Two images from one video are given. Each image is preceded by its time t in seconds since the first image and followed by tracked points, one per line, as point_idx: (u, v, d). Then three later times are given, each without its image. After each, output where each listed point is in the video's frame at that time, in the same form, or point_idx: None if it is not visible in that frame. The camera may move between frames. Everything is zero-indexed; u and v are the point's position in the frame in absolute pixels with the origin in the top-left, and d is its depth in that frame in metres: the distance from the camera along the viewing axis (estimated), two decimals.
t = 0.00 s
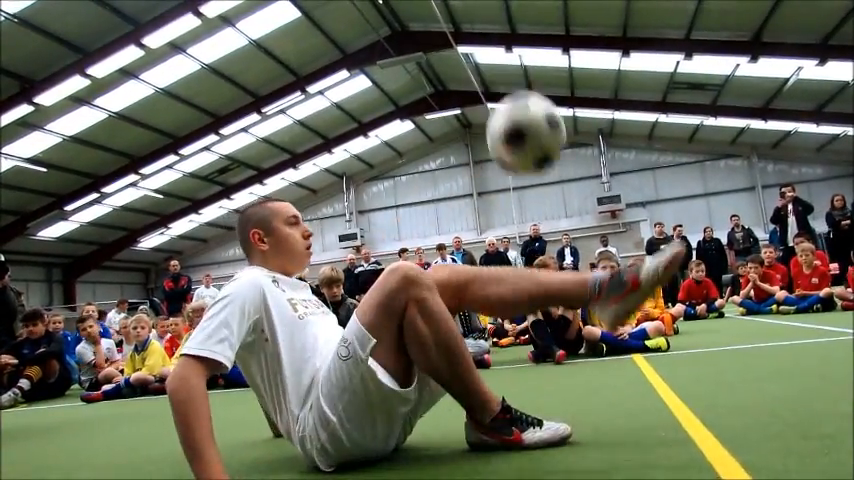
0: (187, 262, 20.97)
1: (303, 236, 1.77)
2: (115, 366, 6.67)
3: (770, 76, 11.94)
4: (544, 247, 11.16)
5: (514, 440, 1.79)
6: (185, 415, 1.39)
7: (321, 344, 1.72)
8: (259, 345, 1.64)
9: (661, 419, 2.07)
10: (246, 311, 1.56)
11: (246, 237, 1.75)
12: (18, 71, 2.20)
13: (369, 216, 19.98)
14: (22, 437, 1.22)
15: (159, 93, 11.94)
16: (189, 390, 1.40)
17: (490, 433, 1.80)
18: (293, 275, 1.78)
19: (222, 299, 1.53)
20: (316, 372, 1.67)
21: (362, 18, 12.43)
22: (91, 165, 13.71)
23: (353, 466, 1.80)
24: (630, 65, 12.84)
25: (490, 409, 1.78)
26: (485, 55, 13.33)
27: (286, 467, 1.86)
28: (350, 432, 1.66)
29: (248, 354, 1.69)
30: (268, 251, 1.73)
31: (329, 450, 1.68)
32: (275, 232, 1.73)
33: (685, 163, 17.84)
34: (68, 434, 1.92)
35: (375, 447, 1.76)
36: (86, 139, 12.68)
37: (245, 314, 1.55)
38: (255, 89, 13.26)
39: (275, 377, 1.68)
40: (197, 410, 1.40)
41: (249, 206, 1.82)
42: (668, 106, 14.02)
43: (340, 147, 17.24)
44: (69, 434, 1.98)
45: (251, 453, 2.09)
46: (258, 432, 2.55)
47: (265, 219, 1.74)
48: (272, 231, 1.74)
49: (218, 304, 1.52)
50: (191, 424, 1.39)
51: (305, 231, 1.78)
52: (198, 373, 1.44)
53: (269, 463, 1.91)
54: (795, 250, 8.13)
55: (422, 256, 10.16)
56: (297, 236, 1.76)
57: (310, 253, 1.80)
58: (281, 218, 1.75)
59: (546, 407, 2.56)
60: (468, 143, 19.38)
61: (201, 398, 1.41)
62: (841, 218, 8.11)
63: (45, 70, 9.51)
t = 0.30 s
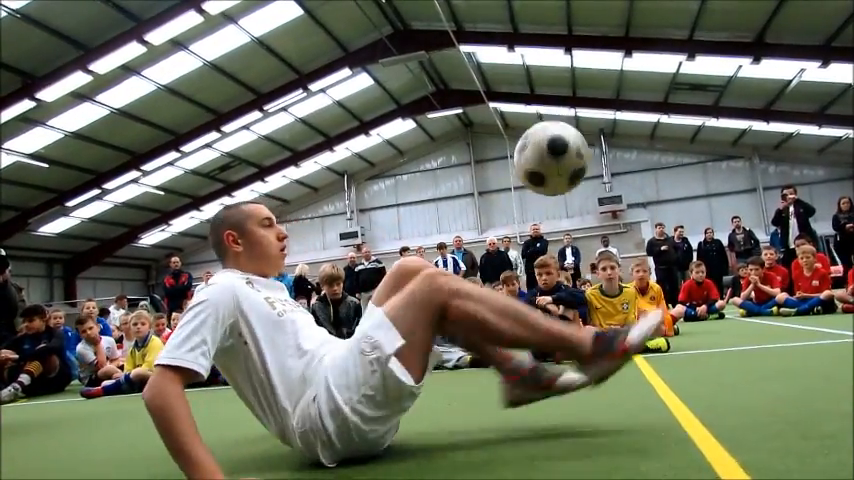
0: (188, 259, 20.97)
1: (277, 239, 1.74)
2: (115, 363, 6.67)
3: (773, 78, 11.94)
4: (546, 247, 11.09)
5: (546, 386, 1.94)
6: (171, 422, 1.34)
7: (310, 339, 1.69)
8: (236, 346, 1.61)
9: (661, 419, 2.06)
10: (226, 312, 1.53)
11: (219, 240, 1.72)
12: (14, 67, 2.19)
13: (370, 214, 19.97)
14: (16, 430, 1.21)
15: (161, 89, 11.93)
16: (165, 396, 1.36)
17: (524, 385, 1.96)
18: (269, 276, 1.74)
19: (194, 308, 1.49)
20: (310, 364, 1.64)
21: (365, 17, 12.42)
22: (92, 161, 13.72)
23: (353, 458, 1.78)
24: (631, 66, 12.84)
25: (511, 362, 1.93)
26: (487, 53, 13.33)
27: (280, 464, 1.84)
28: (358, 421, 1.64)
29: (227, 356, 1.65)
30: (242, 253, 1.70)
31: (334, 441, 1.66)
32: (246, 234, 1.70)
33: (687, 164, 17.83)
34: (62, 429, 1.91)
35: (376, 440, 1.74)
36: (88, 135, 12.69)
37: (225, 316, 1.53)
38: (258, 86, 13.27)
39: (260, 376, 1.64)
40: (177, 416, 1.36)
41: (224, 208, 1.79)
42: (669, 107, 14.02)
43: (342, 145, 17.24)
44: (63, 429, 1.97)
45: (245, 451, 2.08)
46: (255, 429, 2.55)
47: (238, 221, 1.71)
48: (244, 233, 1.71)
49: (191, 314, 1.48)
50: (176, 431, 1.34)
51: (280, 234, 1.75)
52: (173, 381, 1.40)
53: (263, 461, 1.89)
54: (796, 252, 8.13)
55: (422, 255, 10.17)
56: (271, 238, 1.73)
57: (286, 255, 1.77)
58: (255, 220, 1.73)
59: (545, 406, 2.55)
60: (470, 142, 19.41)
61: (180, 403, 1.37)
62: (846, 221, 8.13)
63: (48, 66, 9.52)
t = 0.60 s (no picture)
0: (188, 248, 20.97)
1: (296, 228, 1.75)
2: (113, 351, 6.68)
3: (777, 78, 11.91)
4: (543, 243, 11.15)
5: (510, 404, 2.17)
6: (187, 402, 1.38)
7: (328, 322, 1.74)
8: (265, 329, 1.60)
9: (656, 415, 2.06)
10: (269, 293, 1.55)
11: (241, 222, 1.70)
12: (16, 52, 2.18)
13: (371, 207, 19.95)
14: (13, 415, 1.21)
15: (164, 78, 11.90)
16: (190, 370, 1.39)
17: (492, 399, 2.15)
18: (283, 266, 1.75)
19: (231, 288, 1.49)
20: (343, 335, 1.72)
21: (369, 8, 12.36)
22: (94, 149, 13.72)
23: (372, 438, 1.83)
24: (635, 63, 12.81)
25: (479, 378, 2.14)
26: (491, 48, 13.29)
27: (275, 451, 1.85)
28: (399, 384, 1.76)
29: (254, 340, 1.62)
30: (265, 238, 1.69)
31: (379, 410, 1.74)
32: (272, 219, 1.70)
33: (689, 163, 17.81)
34: (60, 414, 1.92)
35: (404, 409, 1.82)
36: (89, 123, 12.67)
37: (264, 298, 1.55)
38: (260, 76, 13.25)
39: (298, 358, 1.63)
40: (198, 395, 1.40)
41: (239, 197, 1.78)
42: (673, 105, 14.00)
43: (344, 137, 17.21)
44: (60, 414, 1.97)
45: (242, 438, 2.08)
46: (252, 416, 2.56)
47: (264, 208, 1.71)
48: (269, 219, 1.71)
49: (228, 293, 1.48)
50: (193, 410, 1.39)
51: (298, 225, 1.76)
52: (197, 355, 1.42)
53: (258, 448, 1.90)
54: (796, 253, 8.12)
55: (423, 249, 10.18)
56: (293, 230, 1.74)
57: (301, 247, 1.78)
58: (279, 209, 1.74)
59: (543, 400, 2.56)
60: (472, 136, 19.42)
61: (198, 384, 1.40)
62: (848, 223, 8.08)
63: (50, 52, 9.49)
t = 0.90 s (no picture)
0: (186, 242, 20.95)
1: (316, 218, 1.77)
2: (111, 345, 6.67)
3: (776, 74, 11.93)
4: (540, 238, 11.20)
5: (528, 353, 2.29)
6: (201, 392, 1.39)
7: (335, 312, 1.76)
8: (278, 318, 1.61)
9: (653, 409, 2.07)
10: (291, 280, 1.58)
11: (263, 209, 1.72)
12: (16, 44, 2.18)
13: (370, 202, 19.89)
14: (12, 407, 1.21)
15: (162, 71, 11.86)
16: (210, 356, 1.40)
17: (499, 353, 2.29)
18: (301, 255, 1.77)
19: (252, 277, 1.49)
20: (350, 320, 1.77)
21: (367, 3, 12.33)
22: (93, 142, 13.70)
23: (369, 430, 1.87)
24: (635, 57, 12.80)
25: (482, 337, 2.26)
26: (490, 42, 13.29)
27: (272, 444, 1.85)
28: (400, 366, 1.84)
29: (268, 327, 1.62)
30: (287, 227, 1.72)
31: (385, 394, 1.80)
32: (294, 207, 1.72)
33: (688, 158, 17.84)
34: (58, 406, 1.92)
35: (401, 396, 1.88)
36: (87, 116, 12.63)
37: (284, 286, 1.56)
38: (259, 70, 13.22)
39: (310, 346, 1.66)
40: (215, 380, 1.41)
41: (263, 181, 1.80)
42: (671, 101, 14.02)
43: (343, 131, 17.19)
44: (58, 406, 1.98)
45: (239, 430, 2.09)
46: (250, 409, 2.56)
47: (287, 196, 1.74)
48: (292, 207, 1.73)
49: (251, 282, 1.49)
50: (205, 397, 1.39)
51: (318, 216, 1.79)
52: (220, 339, 1.43)
53: (255, 441, 1.90)
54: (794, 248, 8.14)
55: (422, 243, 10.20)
56: (313, 219, 1.77)
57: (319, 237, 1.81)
58: (301, 198, 1.77)
59: (541, 393, 2.57)
60: (471, 131, 19.43)
61: (217, 371, 1.41)
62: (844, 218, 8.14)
63: (48, 45, 9.47)
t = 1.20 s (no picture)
0: (183, 237, 20.90)
1: (304, 222, 1.75)
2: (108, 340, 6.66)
3: (773, 68, 11.92)
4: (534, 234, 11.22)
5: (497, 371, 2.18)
6: (181, 390, 1.39)
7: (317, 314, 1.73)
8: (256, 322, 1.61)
9: (651, 405, 2.06)
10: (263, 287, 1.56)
11: (248, 215, 1.72)
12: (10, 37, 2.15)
13: (367, 197, 19.92)
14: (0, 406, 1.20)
15: (158, 65, 11.81)
16: (187, 355, 1.39)
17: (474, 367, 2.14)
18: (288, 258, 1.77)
19: (229, 277, 1.50)
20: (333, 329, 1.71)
21: None
22: (88, 137, 13.65)
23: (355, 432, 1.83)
24: (631, 52, 12.76)
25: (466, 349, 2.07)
26: (487, 36, 13.24)
27: (265, 442, 1.84)
28: (372, 376, 1.75)
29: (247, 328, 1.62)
30: (272, 232, 1.71)
31: (356, 403, 1.75)
32: (278, 210, 1.71)
33: (685, 153, 17.82)
34: (51, 402, 1.90)
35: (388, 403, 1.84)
36: (83, 110, 12.57)
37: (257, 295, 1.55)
38: (255, 65, 13.17)
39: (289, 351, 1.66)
40: (197, 375, 1.40)
41: (254, 183, 1.80)
42: (669, 95, 14.00)
43: (339, 126, 17.13)
44: (51, 402, 1.97)
45: (231, 428, 2.07)
46: (246, 406, 2.55)
47: (273, 198, 1.73)
48: (276, 211, 1.72)
49: (226, 282, 1.49)
50: (186, 396, 1.39)
51: (306, 220, 1.77)
52: (195, 340, 1.43)
53: (248, 438, 1.89)
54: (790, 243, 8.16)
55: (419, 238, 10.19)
56: (300, 223, 1.75)
57: (308, 241, 1.79)
58: (288, 202, 1.75)
59: (539, 388, 2.56)
60: (468, 126, 19.38)
61: (196, 369, 1.40)
62: (839, 213, 8.17)
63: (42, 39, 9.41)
